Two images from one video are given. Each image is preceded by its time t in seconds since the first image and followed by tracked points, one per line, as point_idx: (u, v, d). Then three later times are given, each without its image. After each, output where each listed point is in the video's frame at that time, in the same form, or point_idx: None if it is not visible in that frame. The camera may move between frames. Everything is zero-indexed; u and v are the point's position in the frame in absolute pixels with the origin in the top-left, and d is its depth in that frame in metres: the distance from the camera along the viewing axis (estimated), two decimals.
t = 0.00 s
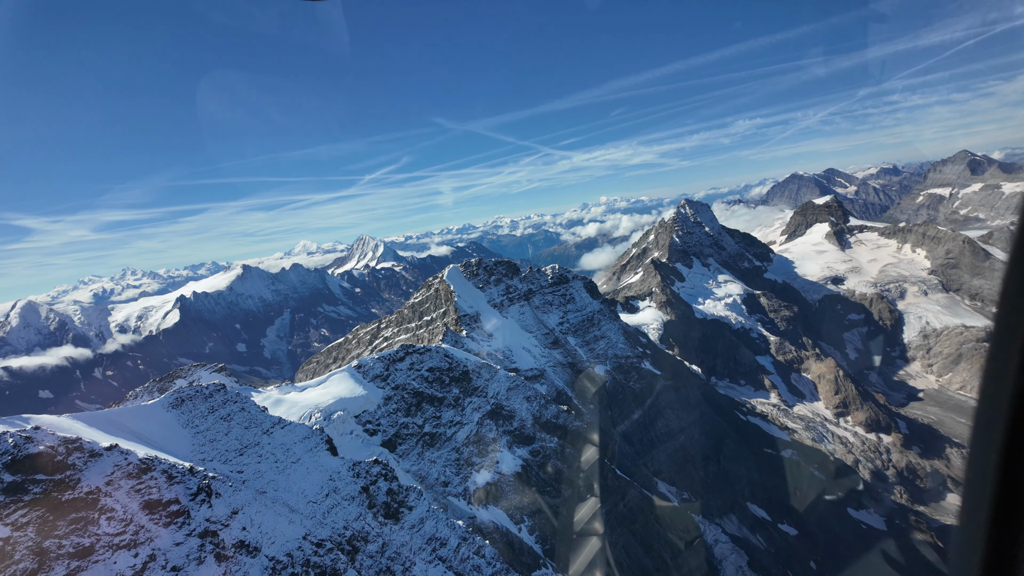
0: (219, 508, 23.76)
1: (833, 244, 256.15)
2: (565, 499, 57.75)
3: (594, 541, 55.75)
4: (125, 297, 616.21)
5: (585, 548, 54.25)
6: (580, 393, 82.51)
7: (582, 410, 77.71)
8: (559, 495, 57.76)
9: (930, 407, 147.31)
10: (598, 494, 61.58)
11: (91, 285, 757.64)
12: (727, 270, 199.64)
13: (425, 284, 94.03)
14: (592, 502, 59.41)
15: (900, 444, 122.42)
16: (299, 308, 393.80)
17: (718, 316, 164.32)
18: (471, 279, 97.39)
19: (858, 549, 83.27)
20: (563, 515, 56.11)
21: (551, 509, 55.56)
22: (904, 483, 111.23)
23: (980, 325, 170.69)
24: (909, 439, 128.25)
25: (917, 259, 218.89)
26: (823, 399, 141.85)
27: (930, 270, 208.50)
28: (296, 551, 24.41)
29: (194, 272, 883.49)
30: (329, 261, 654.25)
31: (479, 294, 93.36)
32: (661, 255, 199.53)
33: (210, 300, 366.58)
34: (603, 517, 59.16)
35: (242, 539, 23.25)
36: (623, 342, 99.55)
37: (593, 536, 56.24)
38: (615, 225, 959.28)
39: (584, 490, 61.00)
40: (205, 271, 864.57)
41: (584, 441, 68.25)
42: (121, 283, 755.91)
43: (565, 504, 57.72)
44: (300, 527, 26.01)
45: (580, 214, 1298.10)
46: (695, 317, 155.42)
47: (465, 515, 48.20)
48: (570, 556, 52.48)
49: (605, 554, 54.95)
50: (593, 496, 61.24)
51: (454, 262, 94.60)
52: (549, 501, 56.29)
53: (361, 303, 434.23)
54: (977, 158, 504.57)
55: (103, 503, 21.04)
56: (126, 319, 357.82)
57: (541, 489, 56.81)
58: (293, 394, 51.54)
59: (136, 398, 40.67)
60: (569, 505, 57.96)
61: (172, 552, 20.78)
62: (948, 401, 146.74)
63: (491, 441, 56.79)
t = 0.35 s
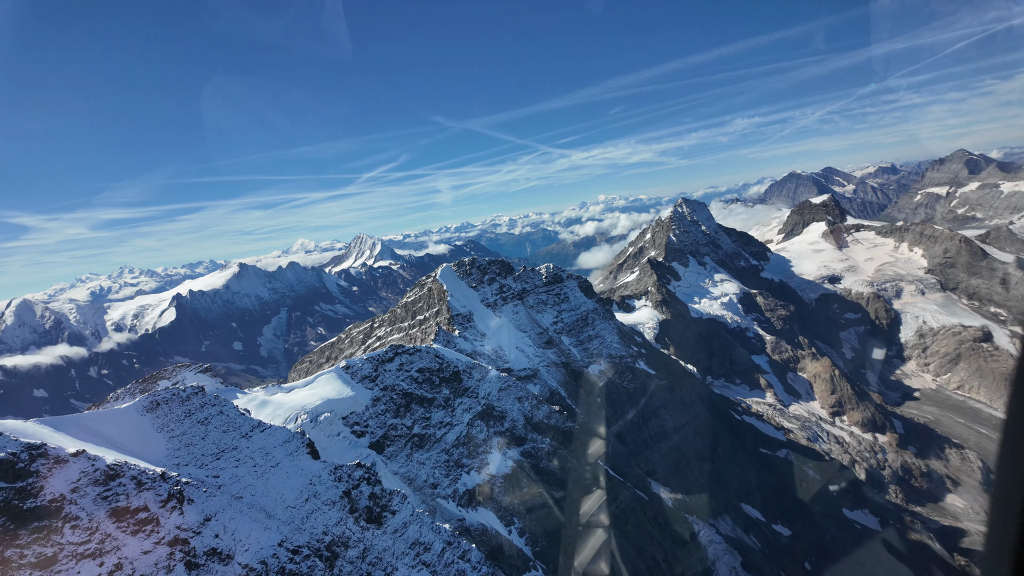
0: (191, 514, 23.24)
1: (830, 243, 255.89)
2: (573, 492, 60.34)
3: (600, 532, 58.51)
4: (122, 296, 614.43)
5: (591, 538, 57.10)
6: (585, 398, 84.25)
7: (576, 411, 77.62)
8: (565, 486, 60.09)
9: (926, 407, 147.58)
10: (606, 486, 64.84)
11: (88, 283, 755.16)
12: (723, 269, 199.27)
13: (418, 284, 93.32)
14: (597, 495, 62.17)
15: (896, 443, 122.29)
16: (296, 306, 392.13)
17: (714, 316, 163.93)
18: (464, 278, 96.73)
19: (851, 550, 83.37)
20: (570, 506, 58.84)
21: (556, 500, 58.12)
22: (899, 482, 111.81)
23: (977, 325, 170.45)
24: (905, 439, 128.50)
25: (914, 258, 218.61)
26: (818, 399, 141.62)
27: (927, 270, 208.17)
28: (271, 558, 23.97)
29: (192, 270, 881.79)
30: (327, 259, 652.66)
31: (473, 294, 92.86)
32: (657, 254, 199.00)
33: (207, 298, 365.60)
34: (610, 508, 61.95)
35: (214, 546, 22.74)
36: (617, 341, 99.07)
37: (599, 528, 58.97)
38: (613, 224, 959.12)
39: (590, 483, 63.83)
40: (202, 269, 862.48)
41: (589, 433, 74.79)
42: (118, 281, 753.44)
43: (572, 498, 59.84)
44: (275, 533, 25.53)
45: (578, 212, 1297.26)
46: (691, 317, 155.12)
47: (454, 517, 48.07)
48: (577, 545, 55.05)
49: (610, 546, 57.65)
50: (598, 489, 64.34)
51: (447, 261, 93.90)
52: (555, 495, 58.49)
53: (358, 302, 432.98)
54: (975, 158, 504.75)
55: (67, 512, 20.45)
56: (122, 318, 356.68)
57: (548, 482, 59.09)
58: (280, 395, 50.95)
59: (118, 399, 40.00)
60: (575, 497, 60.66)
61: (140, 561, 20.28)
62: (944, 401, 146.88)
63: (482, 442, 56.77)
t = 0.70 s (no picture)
0: (162, 522, 22.73)
1: (828, 242, 255.61)
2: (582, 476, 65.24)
3: (607, 519, 62.46)
4: (120, 295, 612.96)
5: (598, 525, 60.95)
6: (591, 402, 85.43)
7: (570, 411, 77.46)
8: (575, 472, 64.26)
9: (924, 407, 147.27)
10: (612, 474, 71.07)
11: (87, 281, 754.51)
12: (720, 268, 198.90)
13: (412, 284, 92.78)
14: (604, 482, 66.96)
15: (893, 443, 122.41)
16: (293, 305, 390.55)
17: (711, 315, 163.60)
18: (458, 277, 96.13)
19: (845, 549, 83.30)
20: (578, 490, 62.58)
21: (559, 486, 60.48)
22: (896, 483, 111.77)
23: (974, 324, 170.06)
24: (901, 439, 128.60)
25: (911, 258, 218.41)
26: (815, 399, 141.31)
27: (924, 269, 207.93)
28: (245, 565, 23.37)
29: (190, 269, 879.94)
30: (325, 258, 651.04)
31: (466, 293, 92.37)
32: (654, 253, 198.55)
33: (203, 297, 364.80)
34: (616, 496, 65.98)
35: (185, 554, 22.13)
36: (612, 341, 98.62)
37: (605, 514, 62.92)
38: (612, 223, 958.39)
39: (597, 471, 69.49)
40: (200, 268, 860.42)
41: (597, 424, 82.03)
42: (116, 279, 752.19)
43: (579, 484, 63.70)
44: (251, 540, 24.93)
45: (578, 211, 1296.41)
46: (687, 316, 154.89)
47: (444, 520, 47.63)
48: (584, 531, 59.09)
49: (615, 533, 61.79)
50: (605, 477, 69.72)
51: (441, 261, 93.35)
52: (561, 482, 61.07)
53: (356, 300, 432.50)
54: (973, 157, 504.90)
55: (31, 520, 19.97)
56: (119, 316, 356.23)
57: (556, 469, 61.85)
58: (266, 397, 50.37)
59: (101, 401, 40.11)
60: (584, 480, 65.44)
61: (106, 570, 19.73)
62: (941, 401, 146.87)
63: (473, 443, 56.56)
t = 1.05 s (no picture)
0: (133, 531, 22.23)
1: (826, 242, 255.26)
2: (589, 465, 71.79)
3: (611, 507, 66.73)
4: (119, 294, 613.01)
5: (603, 513, 64.92)
6: (599, 407, 87.46)
7: (565, 413, 77.28)
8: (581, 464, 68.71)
9: (921, 407, 147.15)
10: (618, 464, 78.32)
11: (86, 281, 753.38)
12: (718, 269, 198.46)
13: (406, 284, 92.19)
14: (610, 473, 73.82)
15: (890, 444, 122.22)
16: (292, 305, 389.90)
17: (708, 315, 163.04)
18: (452, 279, 95.48)
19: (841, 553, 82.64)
20: (585, 480, 67.43)
21: (565, 477, 63.85)
22: (892, 484, 111.63)
23: (973, 325, 169.45)
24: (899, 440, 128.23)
25: (910, 258, 217.94)
26: (812, 400, 140.87)
27: (923, 269, 207.42)
28: None
29: (190, 269, 880.31)
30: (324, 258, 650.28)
31: (461, 294, 91.87)
32: (652, 254, 198.19)
33: (202, 297, 364.67)
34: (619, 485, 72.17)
35: (157, 564, 21.61)
36: (608, 342, 98.43)
37: (610, 502, 67.41)
38: (611, 223, 958.41)
39: (605, 461, 76.79)
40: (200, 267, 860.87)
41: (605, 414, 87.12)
42: (115, 279, 753.22)
43: (586, 474, 68.77)
44: (226, 549, 24.39)
45: (577, 211, 1295.37)
46: (684, 317, 154.53)
47: (433, 524, 47.20)
48: (590, 520, 62.45)
49: (620, 521, 65.49)
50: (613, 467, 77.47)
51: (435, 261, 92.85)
52: (564, 472, 64.22)
53: (354, 300, 432.06)
54: (972, 157, 505.20)
55: None
56: (116, 316, 355.33)
57: (563, 462, 65.28)
58: (254, 399, 49.76)
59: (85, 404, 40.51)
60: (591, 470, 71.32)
61: None
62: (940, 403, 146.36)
63: (464, 446, 56.04)
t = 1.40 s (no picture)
0: (101, 541, 21.65)
1: (825, 243, 254.92)
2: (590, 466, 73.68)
3: (613, 506, 67.82)
4: (118, 295, 613.03)
5: (604, 511, 66.10)
6: (597, 411, 87.78)
7: (559, 415, 77.05)
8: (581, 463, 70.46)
9: (920, 410, 146.50)
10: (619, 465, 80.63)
11: (86, 283, 754.18)
12: (716, 270, 198.09)
13: (400, 286, 91.58)
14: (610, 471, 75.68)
15: (888, 446, 121.54)
16: (290, 306, 389.44)
17: (705, 317, 162.46)
18: (447, 280, 94.85)
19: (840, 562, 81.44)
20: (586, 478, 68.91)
21: (566, 475, 65.49)
22: (891, 487, 110.91)
23: (972, 326, 168.65)
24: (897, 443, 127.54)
25: (908, 259, 217.40)
26: (810, 402, 140.28)
27: (922, 271, 206.91)
28: None
29: (189, 270, 880.27)
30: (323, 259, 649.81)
31: (455, 296, 91.30)
32: (650, 255, 197.68)
33: (200, 298, 364.20)
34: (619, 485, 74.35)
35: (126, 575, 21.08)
36: (603, 345, 98.16)
37: (612, 501, 68.62)
38: (611, 224, 959.46)
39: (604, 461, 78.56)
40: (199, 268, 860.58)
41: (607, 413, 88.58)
42: (115, 280, 753.72)
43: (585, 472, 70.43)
44: (200, 560, 23.82)
45: (577, 212, 1295.41)
46: (681, 318, 154.11)
47: (422, 529, 46.69)
48: (590, 521, 62.92)
49: (621, 520, 66.34)
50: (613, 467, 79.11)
51: (429, 263, 92.28)
52: (564, 470, 65.57)
53: (353, 301, 432.04)
54: (971, 158, 505.69)
55: None
56: (115, 318, 355.13)
57: (564, 460, 66.85)
58: (241, 403, 49.10)
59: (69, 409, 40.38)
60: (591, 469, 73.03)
61: None
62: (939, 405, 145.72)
63: (456, 450, 55.47)
